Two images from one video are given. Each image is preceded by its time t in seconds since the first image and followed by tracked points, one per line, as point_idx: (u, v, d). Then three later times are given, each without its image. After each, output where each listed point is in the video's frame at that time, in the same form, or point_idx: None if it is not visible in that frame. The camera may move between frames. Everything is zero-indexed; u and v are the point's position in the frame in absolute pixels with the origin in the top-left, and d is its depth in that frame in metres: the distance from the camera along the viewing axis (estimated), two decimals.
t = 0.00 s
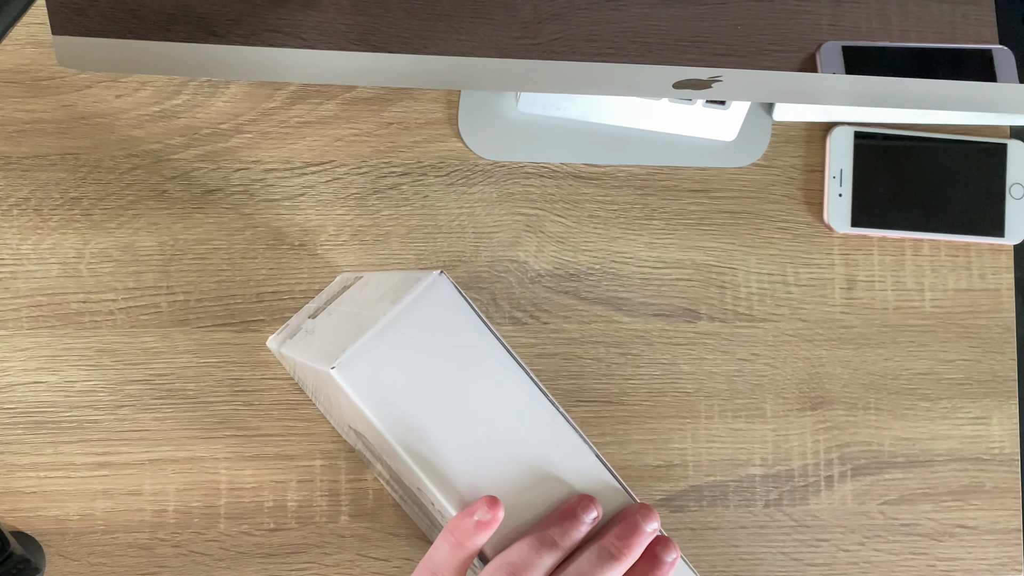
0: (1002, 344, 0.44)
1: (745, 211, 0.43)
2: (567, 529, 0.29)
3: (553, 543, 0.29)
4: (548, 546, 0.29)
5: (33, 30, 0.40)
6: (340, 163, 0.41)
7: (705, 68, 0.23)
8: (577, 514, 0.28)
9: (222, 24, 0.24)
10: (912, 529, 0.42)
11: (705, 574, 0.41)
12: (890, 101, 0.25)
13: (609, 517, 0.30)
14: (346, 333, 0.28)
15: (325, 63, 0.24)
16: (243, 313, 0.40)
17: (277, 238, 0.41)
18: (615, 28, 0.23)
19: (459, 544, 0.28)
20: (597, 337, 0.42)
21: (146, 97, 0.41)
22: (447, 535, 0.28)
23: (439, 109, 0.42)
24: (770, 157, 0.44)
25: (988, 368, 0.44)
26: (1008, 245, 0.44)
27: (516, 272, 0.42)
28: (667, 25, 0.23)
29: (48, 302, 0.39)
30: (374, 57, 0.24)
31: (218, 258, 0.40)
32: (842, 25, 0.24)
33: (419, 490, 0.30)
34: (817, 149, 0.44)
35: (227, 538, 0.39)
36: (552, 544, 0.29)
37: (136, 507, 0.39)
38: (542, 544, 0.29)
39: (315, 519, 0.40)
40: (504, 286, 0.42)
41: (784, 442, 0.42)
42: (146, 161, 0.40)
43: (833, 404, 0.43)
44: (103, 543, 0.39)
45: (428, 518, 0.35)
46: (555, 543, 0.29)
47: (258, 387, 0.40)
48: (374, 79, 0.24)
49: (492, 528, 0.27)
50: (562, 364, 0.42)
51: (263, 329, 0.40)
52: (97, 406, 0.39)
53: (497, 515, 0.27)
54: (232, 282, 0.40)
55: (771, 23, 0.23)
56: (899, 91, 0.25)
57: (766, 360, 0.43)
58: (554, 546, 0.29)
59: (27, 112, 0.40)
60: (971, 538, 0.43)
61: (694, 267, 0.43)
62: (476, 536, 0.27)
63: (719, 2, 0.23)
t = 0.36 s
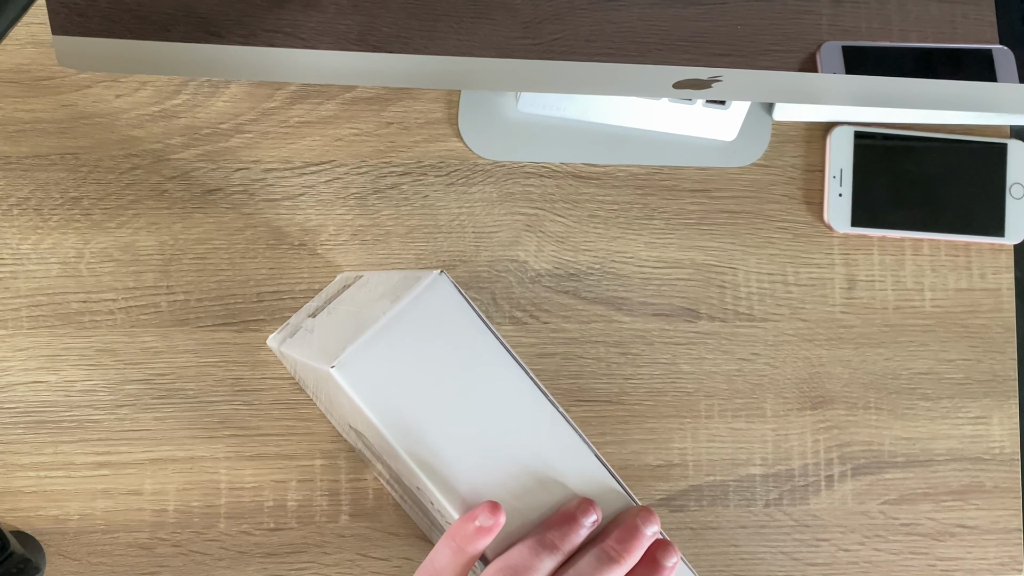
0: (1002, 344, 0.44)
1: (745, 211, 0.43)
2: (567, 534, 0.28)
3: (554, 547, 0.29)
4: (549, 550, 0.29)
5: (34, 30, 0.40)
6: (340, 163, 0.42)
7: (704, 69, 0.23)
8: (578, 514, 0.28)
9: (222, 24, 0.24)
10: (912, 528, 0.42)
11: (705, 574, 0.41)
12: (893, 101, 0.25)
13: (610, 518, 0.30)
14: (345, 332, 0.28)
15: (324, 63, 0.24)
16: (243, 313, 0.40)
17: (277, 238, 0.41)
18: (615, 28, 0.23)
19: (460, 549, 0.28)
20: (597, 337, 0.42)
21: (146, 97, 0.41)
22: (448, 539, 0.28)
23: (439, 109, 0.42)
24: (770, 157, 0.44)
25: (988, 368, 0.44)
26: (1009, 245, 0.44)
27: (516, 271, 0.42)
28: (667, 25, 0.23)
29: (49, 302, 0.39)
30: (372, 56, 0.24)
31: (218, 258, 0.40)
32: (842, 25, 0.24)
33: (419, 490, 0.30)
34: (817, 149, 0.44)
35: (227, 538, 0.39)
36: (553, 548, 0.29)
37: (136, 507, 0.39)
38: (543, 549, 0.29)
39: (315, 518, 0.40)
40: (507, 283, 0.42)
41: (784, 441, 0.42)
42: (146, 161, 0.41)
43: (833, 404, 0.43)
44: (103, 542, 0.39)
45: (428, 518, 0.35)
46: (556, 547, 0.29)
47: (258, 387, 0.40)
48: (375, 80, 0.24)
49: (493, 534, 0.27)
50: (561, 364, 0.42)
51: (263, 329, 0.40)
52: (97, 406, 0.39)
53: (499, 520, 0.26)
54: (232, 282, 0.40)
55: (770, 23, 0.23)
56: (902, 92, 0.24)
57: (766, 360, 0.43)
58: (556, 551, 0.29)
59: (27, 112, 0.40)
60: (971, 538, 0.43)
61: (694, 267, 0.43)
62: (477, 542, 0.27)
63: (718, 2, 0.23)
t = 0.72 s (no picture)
0: (1002, 344, 0.44)
1: (745, 211, 0.43)
2: (567, 534, 0.28)
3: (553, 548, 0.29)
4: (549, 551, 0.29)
5: (34, 30, 0.40)
6: (339, 163, 0.41)
7: (704, 68, 0.23)
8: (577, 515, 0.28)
9: (222, 24, 0.24)
10: (912, 529, 0.42)
11: (705, 574, 0.41)
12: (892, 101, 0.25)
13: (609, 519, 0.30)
14: (346, 332, 0.28)
15: (325, 63, 0.24)
16: (243, 313, 0.40)
17: (277, 238, 0.41)
18: (615, 28, 0.23)
19: (460, 549, 0.28)
20: (597, 337, 0.42)
21: (146, 97, 0.41)
22: (448, 539, 0.28)
23: (439, 110, 0.42)
24: (770, 157, 0.44)
25: (988, 368, 0.44)
26: (1009, 245, 0.44)
27: (516, 271, 0.42)
28: (667, 25, 0.23)
29: (48, 302, 0.39)
30: (372, 56, 0.24)
31: (218, 258, 0.40)
32: (841, 26, 0.24)
33: (419, 489, 0.30)
34: (817, 149, 0.44)
35: (227, 538, 0.39)
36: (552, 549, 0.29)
37: (136, 507, 0.39)
38: (542, 550, 0.29)
39: (315, 519, 0.40)
40: (506, 283, 0.42)
41: (784, 442, 0.42)
42: (146, 161, 0.40)
43: (833, 404, 0.43)
44: (103, 543, 0.39)
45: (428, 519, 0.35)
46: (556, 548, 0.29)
47: (258, 387, 0.40)
48: (376, 80, 0.24)
49: (494, 534, 0.27)
50: (562, 364, 0.42)
51: (263, 329, 0.40)
52: (97, 406, 0.39)
53: (501, 520, 0.27)
54: (232, 282, 0.40)
55: (770, 23, 0.23)
56: (901, 91, 0.24)
57: (766, 360, 0.43)
58: (555, 552, 0.29)
59: (27, 112, 0.40)
60: (971, 538, 0.43)
61: (694, 267, 0.43)
62: (478, 541, 0.27)
63: (718, 2, 0.23)
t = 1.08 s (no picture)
0: (1002, 344, 0.44)
1: (745, 211, 0.43)
2: (566, 532, 0.28)
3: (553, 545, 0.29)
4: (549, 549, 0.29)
5: (34, 30, 0.40)
6: (340, 163, 0.41)
7: (704, 68, 0.23)
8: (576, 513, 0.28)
9: (222, 24, 0.24)
10: (912, 528, 0.42)
11: (705, 574, 0.41)
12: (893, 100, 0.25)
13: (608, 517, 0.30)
14: (346, 329, 0.28)
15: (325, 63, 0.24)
16: (243, 313, 0.40)
17: (277, 238, 0.41)
18: (615, 28, 0.23)
19: (460, 548, 0.28)
20: (597, 337, 0.42)
21: (146, 97, 0.41)
22: (448, 539, 0.28)
23: (438, 110, 0.42)
24: (770, 157, 0.44)
25: (988, 368, 0.44)
26: (1009, 245, 0.44)
27: (516, 271, 0.42)
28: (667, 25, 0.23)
29: (48, 302, 0.39)
30: (372, 56, 0.24)
31: (218, 258, 0.40)
32: (842, 25, 0.24)
33: (419, 487, 0.30)
34: (817, 148, 0.44)
35: (227, 538, 0.39)
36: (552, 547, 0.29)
37: (136, 507, 0.39)
38: (543, 548, 0.29)
39: (315, 518, 0.40)
40: (506, 283, 0.42)
41: (784, 441, 0.42)
42: (146, 161, 0.40)
43: (833, 404, 0.43)
44: (103, 543, 0.39)
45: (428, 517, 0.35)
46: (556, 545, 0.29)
47: (258, 387, 0.40)
48: (375, 79, 0.24)
49: (494, 532, 0.27)
50: (562, 364, 0.42)
51: (263, 329, 0.40)
52: (97, 406, 0.39)
53: (501, 520, 0.27)
54: (232, 282, 0.40)
55: (771, 23, 0.23)
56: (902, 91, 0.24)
57: (766, 360, 0.43)
58: (555, 550, 0.29)
59: (27, 113, 0.40)
60: (971, 538, 0.43)
61: (694, 267, 0.43)
62: (478, 540, 0.27)
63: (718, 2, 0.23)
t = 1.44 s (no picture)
0: (1002, 344, 0.44)
1: (745, 211, 0.43)
2: (564, 527, 0.28)
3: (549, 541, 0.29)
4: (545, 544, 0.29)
5: (34, 30, 0.40)
6: (340, 163, 0.41)
7: (705, 69, 0.23)
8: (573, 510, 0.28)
9: (222, 25, 0.24)
10: (913, 529, 0.42)
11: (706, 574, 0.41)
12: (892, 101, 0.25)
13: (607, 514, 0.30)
14: (345, 327, 0.28)
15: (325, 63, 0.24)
16: (243, 313, 0.40)
17: (277, 238, 0.41)
18: (616, 28, 0.23)
19: (453, 541, 0.28)
20: (597, 338, 0.42)
21: (146, 97, 0.41)
22: (441, 531, 0.28)
23: (439, 110, 0.42)
24: (771, 157, 0.44)
25: (988, 368, 0.44)
26: (1009, 245, 0.44)
27: (516, 272, 0.42)
28: (666, 26, 0.23)
29: (49, 302, 0.39)
30: (373, 57, 0.24)
31: (218, 258, 0.40)
32: (842, 26, 0.24)
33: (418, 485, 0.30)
34: (817, 149, 0.44)
35: (228, 538, 0.39)
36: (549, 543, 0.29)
37: (136, 508, 0.39)
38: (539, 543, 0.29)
39: (315, 519, 0.40)
40: (507, 283, 0.42)
41: (784, 442, 0.42)
42: (146, 162, 0.40)
43: (833, 405, 0.43)
44: (103, 543, 0.39)
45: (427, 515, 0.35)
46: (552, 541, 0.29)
47: (258, 388, 0.40)
48: (375, 80, 0.24)
49: (484, 524, 0.27)
50: (562, 364, 0.42)
51: (264, 329, 0.40)
52: (97, 407, 0.39)
53: (489, 512, 0.27)
54: (233, 283, 0.40)
55: (771, 24, 0.23)
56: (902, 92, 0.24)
57: (766, 360, 0.43)
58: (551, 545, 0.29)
59: (28, 113, 0.40)
60: (971, 539, 0.43)
61: (694, 268, 0.43)
62: (470, 532, 0.27)
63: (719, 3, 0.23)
